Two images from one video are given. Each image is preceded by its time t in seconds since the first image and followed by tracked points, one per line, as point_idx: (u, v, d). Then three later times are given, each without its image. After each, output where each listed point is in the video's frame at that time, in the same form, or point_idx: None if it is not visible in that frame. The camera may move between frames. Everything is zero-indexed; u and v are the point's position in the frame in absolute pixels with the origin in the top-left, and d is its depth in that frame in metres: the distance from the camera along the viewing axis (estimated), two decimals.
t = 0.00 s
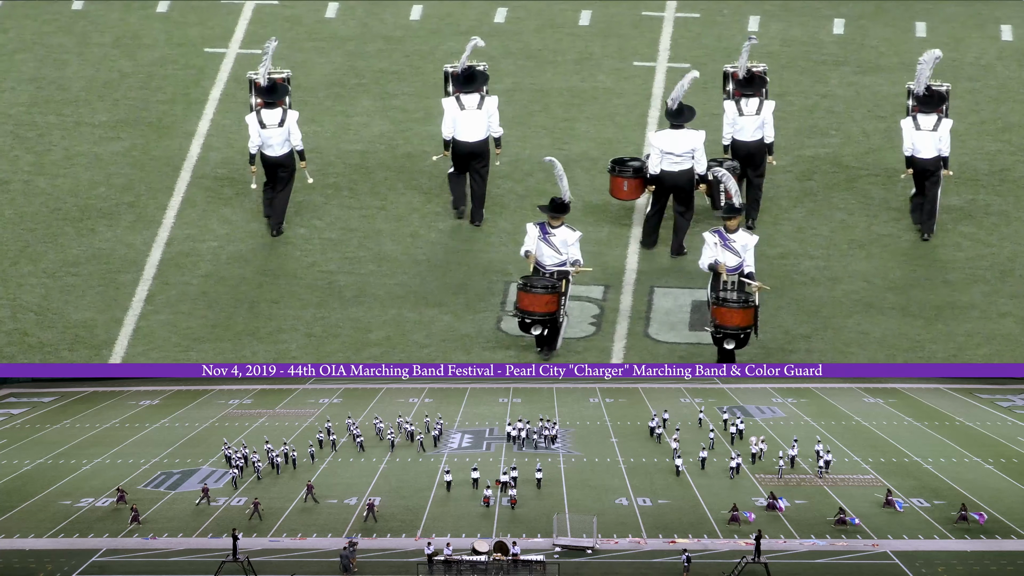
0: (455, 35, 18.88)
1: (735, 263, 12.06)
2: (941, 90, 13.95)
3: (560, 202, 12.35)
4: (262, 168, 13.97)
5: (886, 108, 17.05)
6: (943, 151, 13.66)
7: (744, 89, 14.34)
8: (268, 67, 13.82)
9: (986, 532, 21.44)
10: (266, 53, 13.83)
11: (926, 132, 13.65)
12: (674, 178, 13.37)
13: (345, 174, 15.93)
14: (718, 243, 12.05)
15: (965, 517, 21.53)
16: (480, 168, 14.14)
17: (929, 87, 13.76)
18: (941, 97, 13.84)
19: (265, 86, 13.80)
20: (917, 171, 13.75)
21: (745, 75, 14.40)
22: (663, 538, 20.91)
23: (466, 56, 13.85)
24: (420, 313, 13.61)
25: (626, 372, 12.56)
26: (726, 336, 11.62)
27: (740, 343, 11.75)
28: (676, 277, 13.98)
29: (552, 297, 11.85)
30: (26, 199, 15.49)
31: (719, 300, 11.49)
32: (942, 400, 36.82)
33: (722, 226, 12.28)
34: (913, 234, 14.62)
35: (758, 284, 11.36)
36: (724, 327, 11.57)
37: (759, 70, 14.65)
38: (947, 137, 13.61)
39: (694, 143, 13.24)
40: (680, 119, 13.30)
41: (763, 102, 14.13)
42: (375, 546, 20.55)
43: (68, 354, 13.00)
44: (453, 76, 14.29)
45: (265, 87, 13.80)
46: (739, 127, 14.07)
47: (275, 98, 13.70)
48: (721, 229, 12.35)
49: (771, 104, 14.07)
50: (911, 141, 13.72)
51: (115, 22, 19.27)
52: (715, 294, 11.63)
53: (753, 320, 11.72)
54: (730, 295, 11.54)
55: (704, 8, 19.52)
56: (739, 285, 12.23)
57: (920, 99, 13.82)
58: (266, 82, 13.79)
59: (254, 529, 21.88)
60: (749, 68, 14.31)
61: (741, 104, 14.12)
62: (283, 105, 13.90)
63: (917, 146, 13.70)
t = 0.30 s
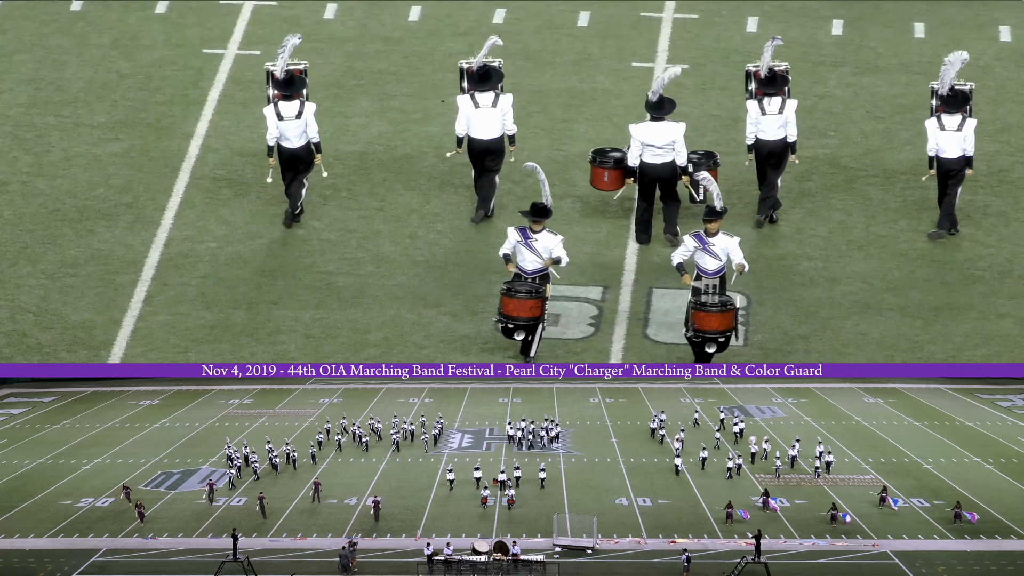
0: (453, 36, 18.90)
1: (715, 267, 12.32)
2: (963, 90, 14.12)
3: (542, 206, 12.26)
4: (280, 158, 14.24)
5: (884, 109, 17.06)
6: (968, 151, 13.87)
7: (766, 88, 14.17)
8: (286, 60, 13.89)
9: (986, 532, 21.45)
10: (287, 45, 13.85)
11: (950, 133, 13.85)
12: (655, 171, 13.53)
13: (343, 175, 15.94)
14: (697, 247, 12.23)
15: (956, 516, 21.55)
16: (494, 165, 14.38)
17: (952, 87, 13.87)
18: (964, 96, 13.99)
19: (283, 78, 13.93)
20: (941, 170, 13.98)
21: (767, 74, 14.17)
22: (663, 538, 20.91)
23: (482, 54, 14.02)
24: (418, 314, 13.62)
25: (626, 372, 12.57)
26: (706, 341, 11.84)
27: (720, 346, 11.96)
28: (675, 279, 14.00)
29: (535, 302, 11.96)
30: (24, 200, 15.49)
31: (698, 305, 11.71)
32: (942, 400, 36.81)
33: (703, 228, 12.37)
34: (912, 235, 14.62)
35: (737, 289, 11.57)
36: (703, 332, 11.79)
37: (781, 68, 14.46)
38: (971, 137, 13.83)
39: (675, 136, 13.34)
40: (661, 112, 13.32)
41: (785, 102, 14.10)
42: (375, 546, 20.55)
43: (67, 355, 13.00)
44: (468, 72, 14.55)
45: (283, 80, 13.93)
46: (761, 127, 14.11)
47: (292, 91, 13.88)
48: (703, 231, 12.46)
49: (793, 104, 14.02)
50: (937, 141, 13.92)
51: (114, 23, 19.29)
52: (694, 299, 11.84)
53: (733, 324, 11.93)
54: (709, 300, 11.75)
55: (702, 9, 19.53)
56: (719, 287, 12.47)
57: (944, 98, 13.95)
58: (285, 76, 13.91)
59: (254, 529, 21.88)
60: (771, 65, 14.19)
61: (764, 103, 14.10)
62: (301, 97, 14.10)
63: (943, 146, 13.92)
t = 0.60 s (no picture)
0: (451, 37, 18.91)
1: (693, 269, 12.22)
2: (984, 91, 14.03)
3: (518, 209, 12.23)
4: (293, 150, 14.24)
5: (882, 110, 17.06)
6: (987, 150, 13.79)
7: (787, 86, 13.97)
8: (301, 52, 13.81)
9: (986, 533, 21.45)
10: (299, 37, 13.64)
11: (969, 132, 13.76)
12: (643, 168, 13.45)
13: (340, 175, 15.94)
14: (676, 249, 12.15)
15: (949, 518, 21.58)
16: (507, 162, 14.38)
17: (973, 86, 13.81)
18: (985, 95, 13.87)
19: (297, 70, 13.89)
20: (959, 169, 13.89)
21: (788, 72, 14.00)
22: (663, 538, 20.91)
23: (494, 50, 14.01)
24: (416, 314, 13.61)
25: (626, 372, 12.50)
26: (682, 342, 11.90)
27: (697, 348, 12.04)
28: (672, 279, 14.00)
29: (517, 307, 11.88)
30: (21, 200, 15.49)
31: (674, 307, 11.76)
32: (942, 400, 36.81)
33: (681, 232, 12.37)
34: (909, 235, 14.63)
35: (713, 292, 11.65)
36: (680, 334, 11.85)
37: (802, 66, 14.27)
38: (991, 136, 13.74)
39: (661, 134, 13.29)
40: (649, 109, 13.29)
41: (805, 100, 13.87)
42: (375, 546, 20.55)
43: (64, 355, 12.99)
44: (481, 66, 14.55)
45: (297, 72, 13.89)
46: (782, 125, 13.88)
47: (308, 83, 13.87)
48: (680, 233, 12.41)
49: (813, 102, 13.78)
50: (955, 140, 13.84)
51: (111, 23, 19.29)
52: (671, 301, 11.87)
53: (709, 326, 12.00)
54: (686, 302, 11.80)
55: (699, 9, 19.53)
56: (697, 289, 12.35)
57: (965, 97, 13.87)
58: (299, 68, 13.85)
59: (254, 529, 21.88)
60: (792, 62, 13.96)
61: (785, 101, 13.88)
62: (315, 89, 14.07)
63: (962, 145, 13.84)
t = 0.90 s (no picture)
0: (446, 37, 18.93)
1: (672, 268, 12.22)
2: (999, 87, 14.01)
3: (496, 209, 12.22)
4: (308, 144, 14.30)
5: (877, 109, 17.05)
6: (1004, 145, 13.80)
7: (802, 87, 13.91)
8: (312, 45, 14.02)
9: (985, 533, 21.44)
10: (312, 29, 13.94)
11: (984, 128, 13.73)
12: (628, 157, 13.66)
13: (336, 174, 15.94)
14: (655, 248, 12.18)
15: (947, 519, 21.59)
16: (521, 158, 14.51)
17: (988, 83, 13.76)
18: (998, 92, 13.87)
19: (309, 64, 14.08)
20: (976, 165, 13.92)
21: (803, 72, 13.94)
22: (663, 538, 20.90)
23: (506, 48, 14.11)
24: (411, 313, 13.62)
25: (625, 372, 12.51)
26: (665, 340, 11.94)
27: (681, 346, 12.07)
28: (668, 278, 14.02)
29: (503, 306, 12.00)
30: (17, 200, 15.48)
31: (658, 304, 11.82)
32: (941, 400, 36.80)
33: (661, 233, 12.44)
34: (905, 235, 14.63)
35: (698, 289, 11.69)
36: (664, 332, 11.89)
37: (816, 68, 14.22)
38: (1007, 131, 13.71)
39: (637, 125, 13.53)
40: (635, 98, 13.54)
41: (823, 101, 13.85)
42: (375, 546, 20.55)
43: (61, 355, 12.98)
44: (492, 65, 14.64)
45: (308, 65, 14.06)
46: (798, 124, 13.84)
47: (319, 75, 13.99)
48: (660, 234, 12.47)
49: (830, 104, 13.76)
50: (969, 137, 13.83)
51: (107, 23, 19.29)
52: (654, 300, 11.95)
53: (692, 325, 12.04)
54: (669, 300, 11.87)
55: (695, 8, 19.53)
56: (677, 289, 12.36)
57: (979, 95, 13.83)
58: (311, 61, 14.02)
59: (254, 529, 21.88)
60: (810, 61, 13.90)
61: (801, 101, 13.82)
62: (326, 82, 14.17)
63: (977, 142, 13.84)
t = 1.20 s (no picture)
0: (441, 37, 18.95)
1: (660, 267, 12.30)
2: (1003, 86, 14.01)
3: (481, 209, 12.31)
4: (308, 139, 14.45)
5: (872, 108, 17.06)
6: (1003, 144, 13.85)
7: (804, 87, 13.82)
8: (314, 40, 14.02)
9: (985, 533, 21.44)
10: (316, 25, 13.89)
11: (985, 128, 13.78)
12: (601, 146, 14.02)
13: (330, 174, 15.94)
14: (643, 248, 12.27)
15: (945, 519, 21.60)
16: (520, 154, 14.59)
17: (991, 82, 13.73)
18: (1000, 92, 13.87)
19: (310, 59, 14.11)
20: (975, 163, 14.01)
21: (806, 72, 13.76)
22: (663, 538, 20.90)
23: (507, 46, 14.06)
24: (406, 312, 13.62)
25: (626, 372, 12.32)
26: (657, 340, 11.96)
27: (672, 346, 12.09)
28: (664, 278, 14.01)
29: (494, 304, 12.00)
30: (13, 200, 15.48)
31: (648, 304, 11.85)
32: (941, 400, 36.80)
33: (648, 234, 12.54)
34: (900, 234, 14.63)
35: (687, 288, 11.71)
36: (655, 331, 11.91)
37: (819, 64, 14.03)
38: (1007, 131, 13.74)
39: (606, 116, 13.70)
40: (610, 89, 13.76)
41: (826, 101, 13.91)
42: (375, 546, 20.57)
43: (56, 355, 12.96)
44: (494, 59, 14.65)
45: (309, 60, 14.10)
46: (799, 124, 13.93)
47: (320, 70, 14.08)
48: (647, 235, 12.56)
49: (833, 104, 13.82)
50: (970, 135, 13.89)
51: (102, 23, 19.28)
52: (644, 299, 11.97)
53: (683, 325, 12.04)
54: (659, 299, 11.88)
55: (690, 8, 19.53)
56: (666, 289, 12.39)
57: (981, 93, 13.84)
58: (312, 56, 14.07)
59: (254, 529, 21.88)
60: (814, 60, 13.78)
61: (802, 102, 13.90)
62: (327, 76, 14.32)
63: (977, 141, 13.89)
